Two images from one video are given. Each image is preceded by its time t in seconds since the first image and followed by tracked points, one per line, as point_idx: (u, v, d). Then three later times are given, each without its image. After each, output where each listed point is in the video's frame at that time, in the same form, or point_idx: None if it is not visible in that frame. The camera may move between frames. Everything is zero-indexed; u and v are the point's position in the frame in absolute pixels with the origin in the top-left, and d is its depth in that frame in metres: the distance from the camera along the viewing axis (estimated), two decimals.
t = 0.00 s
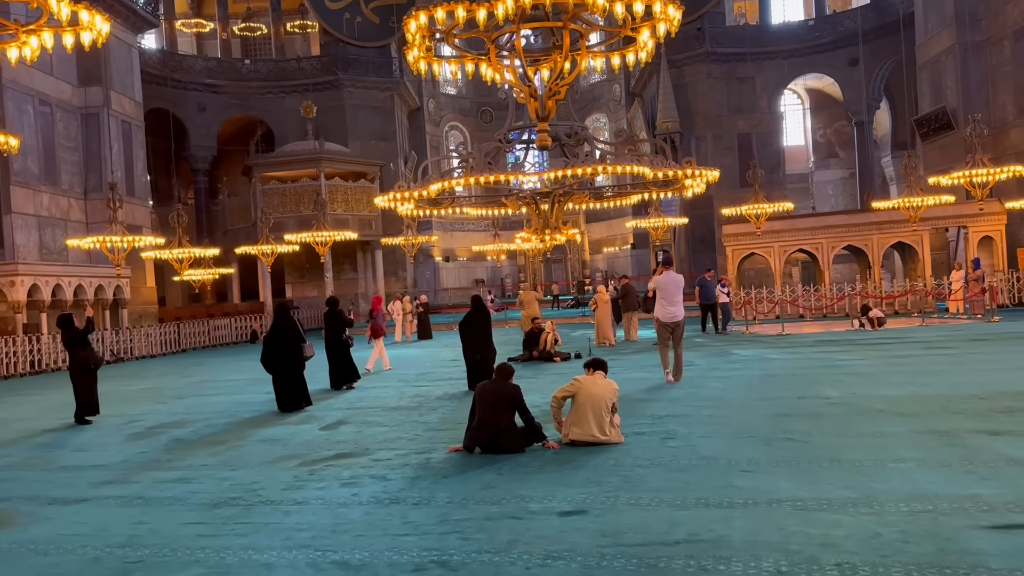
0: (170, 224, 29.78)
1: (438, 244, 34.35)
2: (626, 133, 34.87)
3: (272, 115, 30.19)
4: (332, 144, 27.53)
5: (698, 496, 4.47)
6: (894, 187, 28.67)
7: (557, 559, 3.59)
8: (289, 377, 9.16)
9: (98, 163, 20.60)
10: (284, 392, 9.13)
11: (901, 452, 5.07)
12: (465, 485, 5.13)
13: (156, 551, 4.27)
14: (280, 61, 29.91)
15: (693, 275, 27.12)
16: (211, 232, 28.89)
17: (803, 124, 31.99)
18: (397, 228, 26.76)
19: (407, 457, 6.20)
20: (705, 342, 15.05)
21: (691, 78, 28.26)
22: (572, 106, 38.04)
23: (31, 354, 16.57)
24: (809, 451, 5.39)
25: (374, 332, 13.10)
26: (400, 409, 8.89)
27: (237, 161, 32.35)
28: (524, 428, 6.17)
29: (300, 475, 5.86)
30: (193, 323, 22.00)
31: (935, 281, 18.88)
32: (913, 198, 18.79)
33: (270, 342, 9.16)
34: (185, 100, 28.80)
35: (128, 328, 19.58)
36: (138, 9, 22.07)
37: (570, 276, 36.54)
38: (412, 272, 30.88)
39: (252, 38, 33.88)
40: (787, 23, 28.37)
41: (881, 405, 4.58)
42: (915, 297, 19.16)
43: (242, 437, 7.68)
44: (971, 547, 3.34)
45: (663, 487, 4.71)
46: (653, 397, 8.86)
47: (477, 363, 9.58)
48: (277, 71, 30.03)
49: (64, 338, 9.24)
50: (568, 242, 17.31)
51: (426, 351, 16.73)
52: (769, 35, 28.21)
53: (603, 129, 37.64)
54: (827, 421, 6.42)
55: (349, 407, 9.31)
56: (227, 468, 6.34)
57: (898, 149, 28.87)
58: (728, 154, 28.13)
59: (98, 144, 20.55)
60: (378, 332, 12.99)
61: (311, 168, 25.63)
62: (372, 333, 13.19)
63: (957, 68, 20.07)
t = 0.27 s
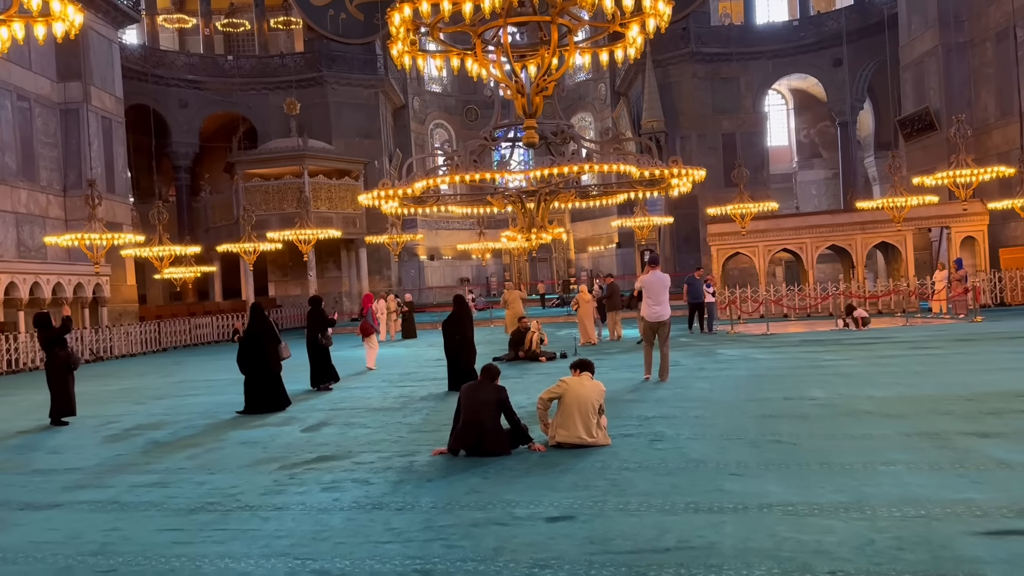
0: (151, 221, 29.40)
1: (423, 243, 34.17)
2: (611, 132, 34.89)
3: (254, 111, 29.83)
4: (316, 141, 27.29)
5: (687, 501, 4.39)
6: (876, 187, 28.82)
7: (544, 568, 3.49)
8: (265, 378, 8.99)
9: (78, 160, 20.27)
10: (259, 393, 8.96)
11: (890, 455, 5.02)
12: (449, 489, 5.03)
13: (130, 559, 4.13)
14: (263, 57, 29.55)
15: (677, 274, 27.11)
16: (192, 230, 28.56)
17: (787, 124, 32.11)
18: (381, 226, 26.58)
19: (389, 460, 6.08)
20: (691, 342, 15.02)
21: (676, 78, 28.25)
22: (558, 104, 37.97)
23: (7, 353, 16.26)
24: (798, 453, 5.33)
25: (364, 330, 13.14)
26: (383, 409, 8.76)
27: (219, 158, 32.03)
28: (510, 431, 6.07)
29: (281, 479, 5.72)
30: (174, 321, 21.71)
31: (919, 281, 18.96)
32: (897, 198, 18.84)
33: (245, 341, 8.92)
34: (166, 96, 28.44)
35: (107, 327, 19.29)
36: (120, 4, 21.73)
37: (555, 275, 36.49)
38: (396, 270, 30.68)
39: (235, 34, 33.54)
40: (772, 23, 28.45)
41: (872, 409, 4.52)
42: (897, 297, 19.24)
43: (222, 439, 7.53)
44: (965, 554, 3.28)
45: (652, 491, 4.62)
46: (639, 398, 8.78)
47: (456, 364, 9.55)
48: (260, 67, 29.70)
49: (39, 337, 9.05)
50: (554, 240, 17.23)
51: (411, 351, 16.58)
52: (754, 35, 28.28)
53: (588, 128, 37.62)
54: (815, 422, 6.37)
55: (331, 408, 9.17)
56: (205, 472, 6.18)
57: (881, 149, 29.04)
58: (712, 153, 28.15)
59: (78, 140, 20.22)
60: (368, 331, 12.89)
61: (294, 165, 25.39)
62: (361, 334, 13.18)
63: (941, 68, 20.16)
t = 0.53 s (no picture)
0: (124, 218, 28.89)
1: (401, 240, 33.92)
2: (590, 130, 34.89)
3: (230, 107, 29.40)
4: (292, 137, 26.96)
5: (672, 502, 4.31)
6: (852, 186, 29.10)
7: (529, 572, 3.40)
8: (232, 377, 8.81)
9: (47, 155, 19.82)
10: (225, 395, 8.78)
11: (875, 454, 4.99)
12: (430, 491, 4.91)
13: (97, 566, 3.97)
14: (239, 52, 29.15)
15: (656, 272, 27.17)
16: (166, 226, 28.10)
17: (764, 124, 32.28)
18: (359, 223, 26.32)
19: (368, 461, 5.95)
20: (670, 341, 14.99)
21: (655, 77, 28.27)
22: (537, 102, 37.88)
23: None
24: (782, 453, 5.29)
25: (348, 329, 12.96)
26: (361, 409, 8.61)
27: (194, 154, 31.56)
28: (490, 431, 5.96)
29: (256, 481, 5.57)
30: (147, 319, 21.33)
31: (895, 280, 19.11)
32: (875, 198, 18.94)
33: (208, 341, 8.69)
34: (140, 91, 27.98)
35: (79, 324, 18.90)
36: None
37: (533, 273, 36.40)
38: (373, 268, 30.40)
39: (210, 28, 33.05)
40: (750, 23, 28.59)
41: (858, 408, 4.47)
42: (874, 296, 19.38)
43: (194, 440, 7.34)
44: (956, 556, 3.23)
45: (636, 492, 4.55)
46: (620, 397, 8.71)
47: (432, 361, 9.46)
48: (236, 62, 29.29)
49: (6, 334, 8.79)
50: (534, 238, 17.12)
51: (389, 349, 16.40)
52: (732, 35, 28.39)
53: (567, 127, 37.59)
54: (797, 422, 6.33)
55: (308, 408, 9.01)
56: (178, 473, 6.01)
57: (857, 149, 29.28)
58: (691, 152, 28.20)
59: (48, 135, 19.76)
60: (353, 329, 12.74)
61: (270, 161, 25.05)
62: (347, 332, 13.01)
63: (917, 69, 20.34)
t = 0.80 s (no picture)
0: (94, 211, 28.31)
1: (377, 236, 33.62)
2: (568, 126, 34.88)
3: (202, 99, 28.90)
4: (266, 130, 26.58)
5: (661, 500, 4.25)
6: (826, 184, 29.38)
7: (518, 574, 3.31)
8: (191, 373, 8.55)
9: (13, 146, 19.30)
10: (193, 391, 8.55)
11: (862, 451, 4.96)
12: (412, 490, 4.80)
13: (67, 570, 3.82)
14: (212, 43, 28.67)
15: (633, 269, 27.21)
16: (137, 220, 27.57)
17: (739, 121, 32.45)
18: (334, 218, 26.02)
19: (348, 459, 5.82)
20: (649, 337, 14.97)
21: (632, 73, 28.27)
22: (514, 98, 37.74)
23: None
24: (768, 450, 5.25)
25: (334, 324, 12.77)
26: (339, 406, 8.46)
27: (166, 147, 31.00)
28: (473, 428, 5.86)
29: (232, 480, 5.42)
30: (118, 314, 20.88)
31: (869, 277, 19.28)
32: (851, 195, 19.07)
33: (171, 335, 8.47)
34: (110, 82, 27.41)
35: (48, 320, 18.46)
36: None
37: (510, 269, 36.29)
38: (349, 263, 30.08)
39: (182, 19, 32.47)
40: (726, 21, 28.71)
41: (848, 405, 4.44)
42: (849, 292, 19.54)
43: (168, 438, 7.16)
44: (951, 554, 3.20)
45: (624, 490, 4.47)
46: (601, 393, 8.65)
47: (409, 358, 9.34)
48: (209, 54, 28.82)
49: None
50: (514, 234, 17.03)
51: (366, 345, 16.21)
52: (708, 32, 28.49)
53: (544, 123, 37.51)
54: (781, 418, 6.31)
55: (284, 405, 8.83)
56: (151, 473, 5.83)
57: (832, 147, 29.52)
58: (667, 149, 28.28)
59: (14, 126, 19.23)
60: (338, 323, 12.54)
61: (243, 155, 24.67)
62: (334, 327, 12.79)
63: (892, 68, 20.54)
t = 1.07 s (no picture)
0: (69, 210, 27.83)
1: (358, 236, 33.36)
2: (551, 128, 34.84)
3: (181, 97, 28.51)
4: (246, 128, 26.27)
5: (657, 508, 4.16)
6: (807, 187, 29.57)
7: None
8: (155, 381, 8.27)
9: None
10: (161, 396, 8.27)
11: (858, 456, 4.91)
12: (401, 498, 4.67)
13: None
14: (191, 41, 28.30)
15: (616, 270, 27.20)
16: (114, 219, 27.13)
17: (720, 124, 32.58)
18: (315, 217, 25.77)
19: (333, 465, 5.68)
20: (633, 339, 14.92)
21: (615, 75, 28.25)
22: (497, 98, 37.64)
23: None
24: (762, 455, 5.18)
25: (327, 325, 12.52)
26: (322, 410, 8.30)
27: (144, 145, 30.56)
28: (462, 433, 5.74)
29: (214, 487, 5.26)
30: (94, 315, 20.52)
31: (851, 279, 19.39)
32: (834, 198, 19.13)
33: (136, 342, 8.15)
34: (87, 80, 26.96)
35: (21, 320, 18.07)
36: None
37: (492, 270, 36.17)
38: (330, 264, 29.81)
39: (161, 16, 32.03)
40: (708, 24, 28.79)
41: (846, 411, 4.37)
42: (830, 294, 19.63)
43: (147, 442, 6.97)
44: (957, 564, 3.14)
45: (619, 498, 4.38)
46: (588, 396, 8.56)
47: (389, 361, 9.20)
48: (188, 52, 28.46)
49: None
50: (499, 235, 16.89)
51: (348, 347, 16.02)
52: (691, 34, 28.55)
53: (527, 124, 37.43)
54: (773, 421, 6.25)
55: (266, 409, 8.66)
56: (129, 479, 5.65)
57: (812, 150, 29.72)
58: (650, 151, 28.31)
59: None
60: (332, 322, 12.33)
61: (223, 153, 24.36)
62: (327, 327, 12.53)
63: (873, 71, 20.68)
